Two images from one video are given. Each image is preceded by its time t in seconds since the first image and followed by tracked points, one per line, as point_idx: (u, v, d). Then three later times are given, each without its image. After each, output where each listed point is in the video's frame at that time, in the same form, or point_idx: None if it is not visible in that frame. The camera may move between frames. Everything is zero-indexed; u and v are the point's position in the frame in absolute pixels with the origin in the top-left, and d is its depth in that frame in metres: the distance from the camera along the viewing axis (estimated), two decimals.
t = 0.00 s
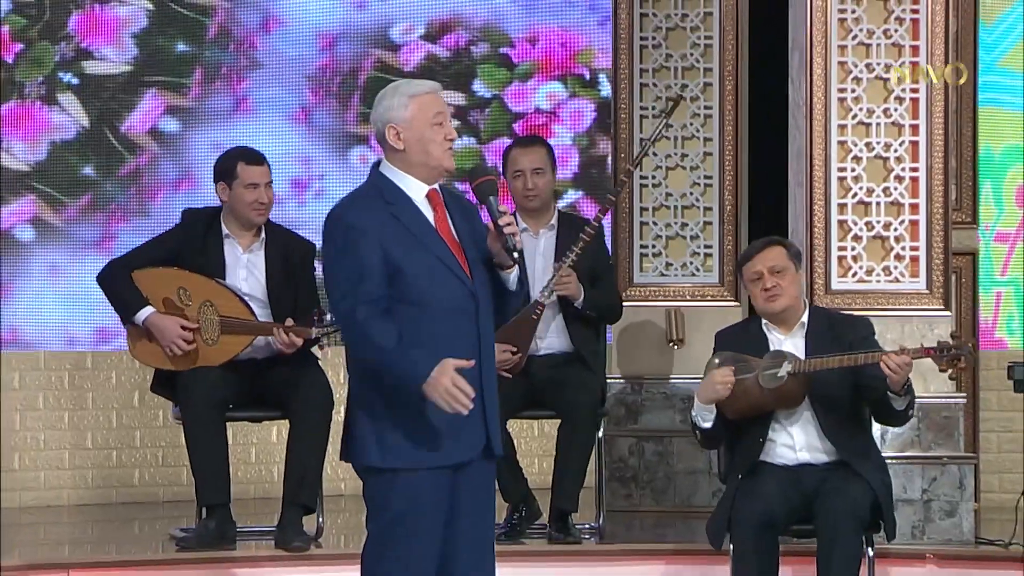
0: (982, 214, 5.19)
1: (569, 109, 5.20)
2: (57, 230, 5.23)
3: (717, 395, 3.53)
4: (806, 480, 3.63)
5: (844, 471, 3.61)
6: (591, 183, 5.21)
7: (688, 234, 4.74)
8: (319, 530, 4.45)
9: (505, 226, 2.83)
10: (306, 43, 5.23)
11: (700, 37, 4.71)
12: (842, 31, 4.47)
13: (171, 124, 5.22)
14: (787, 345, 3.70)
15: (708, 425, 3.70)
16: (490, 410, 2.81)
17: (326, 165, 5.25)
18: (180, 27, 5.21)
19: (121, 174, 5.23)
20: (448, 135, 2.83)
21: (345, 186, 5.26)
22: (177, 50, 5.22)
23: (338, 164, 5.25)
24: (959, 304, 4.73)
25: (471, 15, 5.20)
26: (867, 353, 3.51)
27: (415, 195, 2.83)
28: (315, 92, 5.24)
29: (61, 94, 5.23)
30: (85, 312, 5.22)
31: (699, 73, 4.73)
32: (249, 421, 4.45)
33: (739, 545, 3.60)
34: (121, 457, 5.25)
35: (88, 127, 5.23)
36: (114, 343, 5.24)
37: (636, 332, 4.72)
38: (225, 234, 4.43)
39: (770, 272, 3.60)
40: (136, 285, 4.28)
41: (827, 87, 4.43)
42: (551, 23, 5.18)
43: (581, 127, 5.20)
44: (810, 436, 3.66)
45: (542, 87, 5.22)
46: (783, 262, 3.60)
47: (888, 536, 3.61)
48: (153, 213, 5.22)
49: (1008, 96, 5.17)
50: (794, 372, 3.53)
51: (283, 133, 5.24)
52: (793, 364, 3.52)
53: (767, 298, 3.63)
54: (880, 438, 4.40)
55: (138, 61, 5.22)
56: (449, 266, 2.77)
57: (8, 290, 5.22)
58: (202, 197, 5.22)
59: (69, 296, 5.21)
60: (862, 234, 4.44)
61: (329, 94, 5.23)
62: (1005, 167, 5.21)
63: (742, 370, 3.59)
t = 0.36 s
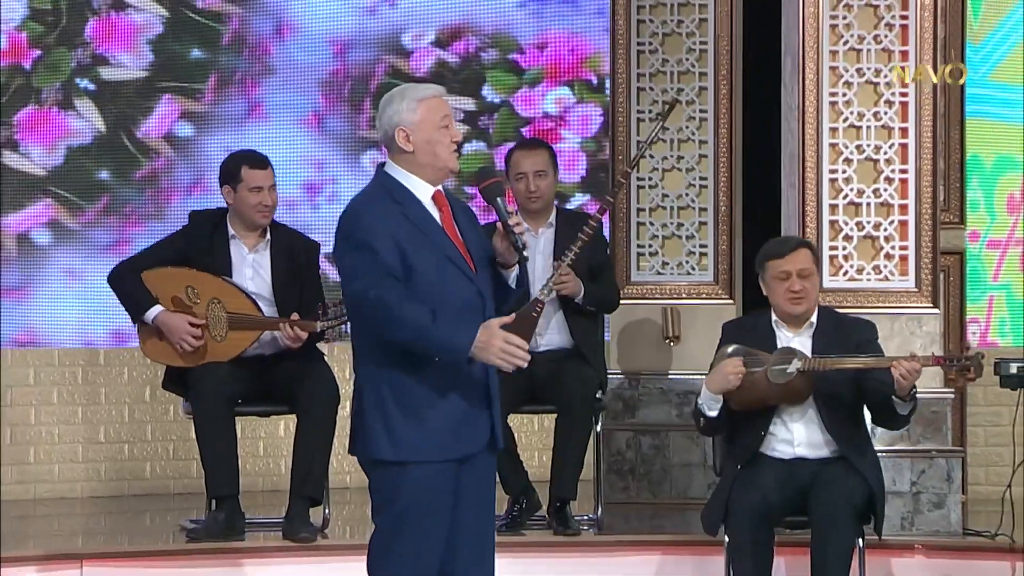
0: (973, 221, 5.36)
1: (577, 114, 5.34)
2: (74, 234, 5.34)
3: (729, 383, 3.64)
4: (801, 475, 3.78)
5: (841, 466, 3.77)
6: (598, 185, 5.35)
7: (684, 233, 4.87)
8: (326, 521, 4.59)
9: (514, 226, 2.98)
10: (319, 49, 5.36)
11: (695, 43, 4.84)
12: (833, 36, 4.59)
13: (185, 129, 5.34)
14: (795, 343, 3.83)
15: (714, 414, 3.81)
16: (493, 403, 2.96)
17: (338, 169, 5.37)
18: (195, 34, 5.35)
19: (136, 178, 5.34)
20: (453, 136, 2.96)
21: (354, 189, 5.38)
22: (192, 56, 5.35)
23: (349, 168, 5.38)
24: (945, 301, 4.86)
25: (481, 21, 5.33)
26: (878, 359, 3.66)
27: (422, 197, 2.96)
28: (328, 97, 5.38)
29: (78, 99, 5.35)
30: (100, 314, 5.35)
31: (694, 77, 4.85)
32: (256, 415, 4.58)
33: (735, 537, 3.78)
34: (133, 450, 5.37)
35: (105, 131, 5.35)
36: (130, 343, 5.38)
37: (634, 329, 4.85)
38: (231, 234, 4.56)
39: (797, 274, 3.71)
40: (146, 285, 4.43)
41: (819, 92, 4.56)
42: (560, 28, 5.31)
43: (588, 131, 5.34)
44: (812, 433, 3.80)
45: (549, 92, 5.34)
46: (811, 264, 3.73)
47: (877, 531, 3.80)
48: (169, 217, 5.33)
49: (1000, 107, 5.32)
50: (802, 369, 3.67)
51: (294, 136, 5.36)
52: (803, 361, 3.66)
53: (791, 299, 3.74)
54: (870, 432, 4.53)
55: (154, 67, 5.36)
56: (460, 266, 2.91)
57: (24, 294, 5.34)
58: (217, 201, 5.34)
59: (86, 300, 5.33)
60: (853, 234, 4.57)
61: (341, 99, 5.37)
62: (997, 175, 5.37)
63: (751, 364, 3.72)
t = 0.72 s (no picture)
0: (962, 231, 5.52)
1: (586, 119, 5.55)
2: (91, 237, 5.43)
3: (732, 382, 3.80)
4: (796, 467, 3.94)
5: (836, 459, 3.93)
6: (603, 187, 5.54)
7: (679, 233, 5.01)
8: (332, 512, 4.75)
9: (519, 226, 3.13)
10: (331, 55, 5.53)
11: (691, 48, 4.98)
12: (824, 42, 4.74)
13: (201, 134, 5.49)
14: (800, 338, 3.97)
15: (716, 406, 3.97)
16: (496, 399, 3.09)
17: (352, 173, 5.54)
18: (211, 41, 5.49)
19: (153, 183, 5.48)
20: (454, 139, 3.08)
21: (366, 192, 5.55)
22: (208, 63, 5.50)
23: (362, 172, 5.55)
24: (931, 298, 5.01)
25: (491, 28, 5.55)
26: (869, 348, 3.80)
27: (428, 197, 3.08)
28: (340, 103, 5.54)
29: (96, 105, 5.47)
30: (118, 315, 5.47)
31: (690, 82, 5.00)
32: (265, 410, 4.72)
33: (732, 529, 3.93)
34: (145, 444, 5.54)
35: (122, 137, 5.48)
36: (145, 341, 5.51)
37: (631, 327, 4.99)
38: (242, 235, 4.71)
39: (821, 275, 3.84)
40: (160, 284, 4.59)
41: (811, 96, 4.70)
42: (568, 36, 5.52)
43: (597, 136, 5.55)
44: (808, 427, 3.97)
45: (559, 98, 5.57)
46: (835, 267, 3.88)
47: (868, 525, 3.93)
48: (185, 220, 5.48)
49: (987, 122, 5.49)
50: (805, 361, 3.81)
51: (307, 141, 5.53)
52: (804, 355, 3.80)
53: (808, 296, 3.88)
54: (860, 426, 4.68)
55: (169, 74, 5.49)
56: (463, 264, 3.04)
57: (43, 297, 5.41)
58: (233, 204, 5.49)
59: (103, 300, 5.43)
60: (844, 234, 4.71)
61: (353, 105, 5.54)
62: (985, 185, 5.53)
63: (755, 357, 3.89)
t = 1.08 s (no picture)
0: (949, 240, 5.73)
1: (593, 125, 5.76)
2: (110, 242, 5.60)
3: (725, 379, 3.95)
4: (788, 459, 4.10)
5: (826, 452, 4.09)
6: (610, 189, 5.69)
7: (676, 234, 5.17)
8: (340, 504, 4.93)
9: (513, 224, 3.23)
10: (345, 63, 5.71)
11: (686, 55, 5.14)
12: (816, 49, 4.89)
13: (217, 141, 5.65)
14: (788, 334, 4.12)
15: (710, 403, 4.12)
16: (495, 396, 3.18)
17: (364, 179, 5.73)
18: (227, 49, 5.64)
19: (169, 188, 5.63)
20: (461, 144, 3.18)
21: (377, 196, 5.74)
22: (224, 70, 5.65)
23: (374, 178, 5.73)
24: (920, 298, 5.18)
25: (501, 37, 5.71)
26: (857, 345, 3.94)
27: (430, 199, 3.19)
28: (353, 109, 5.72)
29: (114, 113, 5.60)
30: (133, 316, 5.65)
31: (685, 88, 5.16)
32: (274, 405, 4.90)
33: (725, 520, 4.10)
34: (159, 437, 5.70)
35: (139, 143, 5.62)
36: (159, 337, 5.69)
37: (629, 325, 5.15)
38: (255, 236, 4.87)
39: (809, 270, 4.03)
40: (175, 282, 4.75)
41: (803, 101, 4.86)
42: (577, 44, 5.72)
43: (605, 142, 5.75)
44: (798, 420, 4.12)
45: (567, 105, 5.76)
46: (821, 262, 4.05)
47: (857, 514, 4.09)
48: (201, 224, 5.65)
49: (972, 136, 5.71)
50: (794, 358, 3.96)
51: (321, 147, 5.70)
52: (794, 352, 3.95)
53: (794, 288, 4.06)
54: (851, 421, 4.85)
55: (186, 81, 5.64)
56: (460, 263, 3.14)
57: (61, 300, 5.59)
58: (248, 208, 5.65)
59: (118, 304, 5.62)
60: (835, 234, 4.86)
61: (365, 112, 5.71)
62: (972, 198, 5.74)
63: (746, 355, 4.02)
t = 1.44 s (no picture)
0: (936, 250, 5.93)
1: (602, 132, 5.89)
2: (128, 245, 5.79)
3: (710, 375, 4.14)
4: (778, 452, 4.30)
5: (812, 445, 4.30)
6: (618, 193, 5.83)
7: (671, 235, 5.35)
8: (347, 496, 5.11)
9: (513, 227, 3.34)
10: (359, 72, 5.89)
11: (682, 63, 5.32)
12: (806, 57, 5.07)
13: (233, 147, 5.83)
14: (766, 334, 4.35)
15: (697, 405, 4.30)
16: (495, 389, 3.34)
17: (376, 184, 5.87)
18: (244, 58, 5.83)
19: (187, 194, 5.81)
20: (463, 148, 3.34)
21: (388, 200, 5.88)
22: (239, 79, 5.84)
23: (386, 184, 5.88)
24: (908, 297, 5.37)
25: (511, 45, 5.88)
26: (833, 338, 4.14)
27: (434, 200, 3.36)
28: (365, 117, 5.89)
29: (132, 119, 5.80)
30: (151, 318, 5.82)
31: (681, 94, 5.34)
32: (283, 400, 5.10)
33: (718, 514, 4.27)
34: (172, 432, 5.86)
35: (156, 149, 5.81)
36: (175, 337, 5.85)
37: (626, 323, 5.32)
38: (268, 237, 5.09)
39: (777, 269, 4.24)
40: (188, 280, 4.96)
41: (794, 107, 5.04)
42: (585, 53, 5.87)
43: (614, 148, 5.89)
44: (783, 415, 4.35)
45: (576, 112, 5.89)
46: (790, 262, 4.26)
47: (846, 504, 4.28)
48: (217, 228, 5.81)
49: (960, 148, 5.90)
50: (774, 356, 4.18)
51: (333, 153, 5.87)
52: (773, 350, 4.16)
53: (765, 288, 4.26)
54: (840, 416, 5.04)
55: (202, 89, 5.82)
56: (460, 262, 3.30)
57: (80, 304, 5.79)
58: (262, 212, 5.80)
59: (135, 307, 5.81)
60: (824, 236, 5.04)
61: (378, 119, 5.87)
62: (960, 208, 5.93)
63: (728, 354, 4.23)
